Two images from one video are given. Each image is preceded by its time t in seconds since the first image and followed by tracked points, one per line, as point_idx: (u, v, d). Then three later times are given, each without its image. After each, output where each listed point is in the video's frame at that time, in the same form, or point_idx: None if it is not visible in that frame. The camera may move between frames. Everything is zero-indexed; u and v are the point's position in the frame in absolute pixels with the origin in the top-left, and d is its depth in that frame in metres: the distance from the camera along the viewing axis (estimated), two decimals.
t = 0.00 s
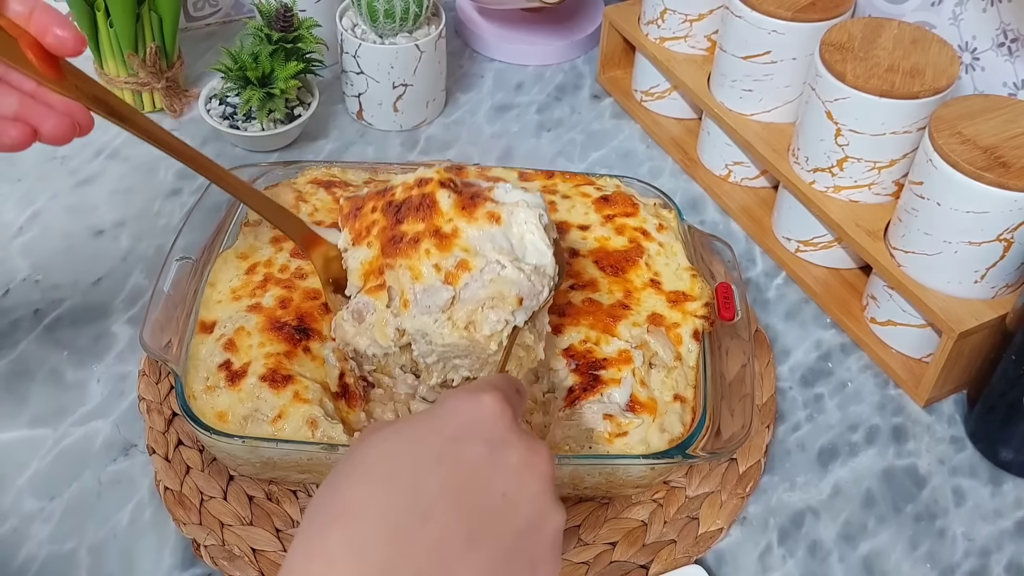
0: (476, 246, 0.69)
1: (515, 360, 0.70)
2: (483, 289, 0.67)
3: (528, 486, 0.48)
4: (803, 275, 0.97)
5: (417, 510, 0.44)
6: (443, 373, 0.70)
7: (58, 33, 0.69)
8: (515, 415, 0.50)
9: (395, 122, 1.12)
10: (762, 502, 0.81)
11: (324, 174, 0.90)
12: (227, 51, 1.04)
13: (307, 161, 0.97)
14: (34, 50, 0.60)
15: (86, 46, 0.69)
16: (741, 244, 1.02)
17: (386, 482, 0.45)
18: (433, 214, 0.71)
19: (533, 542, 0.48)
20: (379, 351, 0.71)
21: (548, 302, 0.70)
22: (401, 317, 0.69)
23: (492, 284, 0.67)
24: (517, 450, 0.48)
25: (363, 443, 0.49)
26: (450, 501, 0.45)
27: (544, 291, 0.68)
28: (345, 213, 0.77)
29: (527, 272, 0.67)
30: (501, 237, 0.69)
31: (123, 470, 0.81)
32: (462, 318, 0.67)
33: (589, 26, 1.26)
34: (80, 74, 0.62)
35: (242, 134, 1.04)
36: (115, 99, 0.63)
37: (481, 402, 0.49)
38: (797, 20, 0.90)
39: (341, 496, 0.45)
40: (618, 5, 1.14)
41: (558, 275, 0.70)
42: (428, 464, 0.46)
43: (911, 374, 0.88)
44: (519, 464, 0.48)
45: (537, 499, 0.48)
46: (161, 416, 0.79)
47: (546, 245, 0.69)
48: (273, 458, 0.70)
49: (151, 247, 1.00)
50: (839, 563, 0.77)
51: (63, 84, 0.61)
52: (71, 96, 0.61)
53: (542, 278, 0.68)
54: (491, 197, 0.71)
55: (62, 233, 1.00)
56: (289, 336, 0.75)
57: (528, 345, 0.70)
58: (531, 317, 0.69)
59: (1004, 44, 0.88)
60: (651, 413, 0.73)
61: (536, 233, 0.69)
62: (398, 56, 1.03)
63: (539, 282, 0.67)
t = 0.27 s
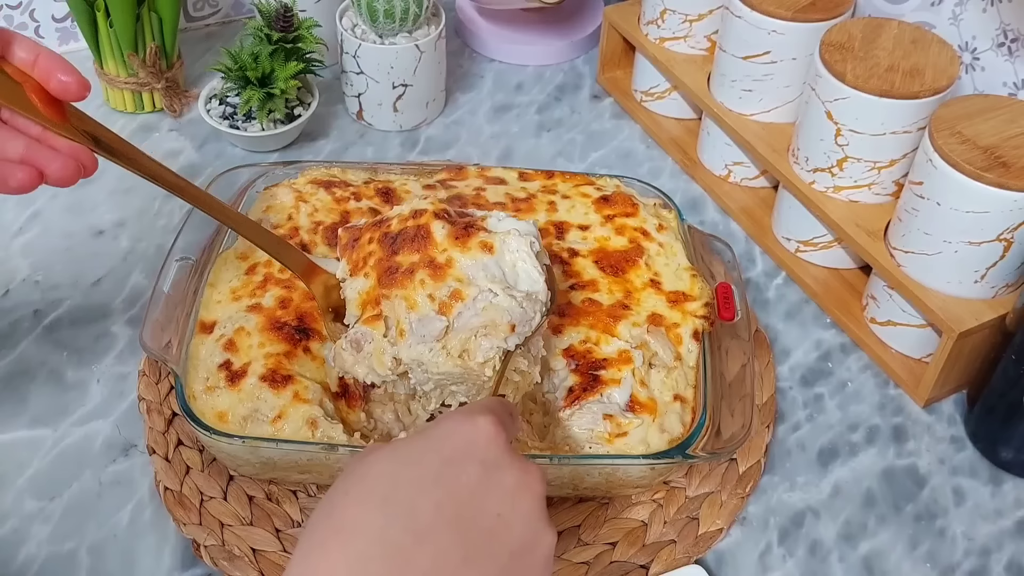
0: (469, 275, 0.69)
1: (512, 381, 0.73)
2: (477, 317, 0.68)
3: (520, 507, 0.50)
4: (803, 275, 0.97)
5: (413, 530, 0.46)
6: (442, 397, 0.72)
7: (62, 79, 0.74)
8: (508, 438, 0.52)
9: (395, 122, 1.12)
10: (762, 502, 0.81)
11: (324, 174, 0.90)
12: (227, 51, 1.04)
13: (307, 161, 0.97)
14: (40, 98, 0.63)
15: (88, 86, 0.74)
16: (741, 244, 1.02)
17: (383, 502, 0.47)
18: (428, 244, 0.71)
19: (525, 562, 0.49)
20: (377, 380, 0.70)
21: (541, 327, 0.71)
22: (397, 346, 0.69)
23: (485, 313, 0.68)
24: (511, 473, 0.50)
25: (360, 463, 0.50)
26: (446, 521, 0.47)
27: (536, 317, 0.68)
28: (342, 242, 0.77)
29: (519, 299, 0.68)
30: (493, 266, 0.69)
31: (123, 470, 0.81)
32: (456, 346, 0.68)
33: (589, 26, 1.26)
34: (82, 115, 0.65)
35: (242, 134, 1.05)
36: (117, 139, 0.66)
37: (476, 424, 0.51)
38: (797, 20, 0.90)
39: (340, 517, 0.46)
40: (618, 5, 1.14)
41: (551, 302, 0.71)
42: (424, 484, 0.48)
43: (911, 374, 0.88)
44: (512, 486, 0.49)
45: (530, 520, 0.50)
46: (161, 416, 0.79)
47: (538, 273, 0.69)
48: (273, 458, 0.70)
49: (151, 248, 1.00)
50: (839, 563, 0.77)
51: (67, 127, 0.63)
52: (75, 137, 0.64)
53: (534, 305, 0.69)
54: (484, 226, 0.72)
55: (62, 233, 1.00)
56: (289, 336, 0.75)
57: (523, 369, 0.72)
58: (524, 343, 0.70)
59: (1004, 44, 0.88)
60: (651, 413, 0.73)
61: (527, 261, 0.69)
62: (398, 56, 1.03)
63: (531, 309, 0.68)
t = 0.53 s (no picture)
0: (463, 276, 0.69)
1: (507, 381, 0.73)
2: (470, 318, 0.68)
3: (517, 527, 0.50)
4: (803, 275, 0.97)
5: (416, 549, 0.46)
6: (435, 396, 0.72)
7: (56, 80, 0.75)
8: (508, 456, 0.52)
9: (395, 122, 1.12)
10: (762, 502, 0.81)
11: (324, 173, 0.90)
12: (227, 51, 1.04)
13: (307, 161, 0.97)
14: (35, 98, 0.63)
15: (83, 87, 0.75)
16: (741, 244, 1.02)
17: (386, 519, 0.46)
18: (422, 244, 0.71)
19: None
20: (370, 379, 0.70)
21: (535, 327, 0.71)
22: (390, 346, 0.69)
23: (478, 314, 0.68)
24: (510, 493, 0.51)
25: (361, 475, 0.49)
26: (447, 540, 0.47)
27: (529, 319, 0.69)
28: (337, 240, 0.77)
29: (513, 301, 0.68)
30: (488, 267, 0.69)
31: (123, 470, 0.81)
32: (450, 346, 0.68)
33: (589, 26, 1.26)
34: (79, 118, 0.65)
35: (242, 134, 1.05)
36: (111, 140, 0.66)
37: (480, 442, 0.51)
38: (797, 20, 0.90)
39: (341, 529, 0.46)
40: (618, 5, 1.14)
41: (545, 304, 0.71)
42: (427, 502, 0.48)
43: (911, 374, 0.88)
44: (512, 506, 0.50)
45: (525, 540, 0.51)
46: (161, 416, 0.79)
47: (532, 274, 0.69)
48: (273, 458, 0.70)
49: (151, 247, 1.00)
50: (839, 563, 0.77)
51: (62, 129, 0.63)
52: (71, 140, 0.64)
53: (527, 307, 0.69)
54: (479, 226, 0.72)
55: (62, 233, 1.01)
56: (289, 336, 0.75)
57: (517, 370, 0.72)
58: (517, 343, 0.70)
59: (1004, 44, 0.88)
60: (651, 413, 0.73)
61: (522, 263, 0.69)
62: (398, 56, 1.03)
63: (525, 311, 0.69)
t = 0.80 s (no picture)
0: (458, 280, 0.70)
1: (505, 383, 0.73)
2: (465, 322, 0.68)
3: (518, 548, 0.50)
4: (803, 275, 0.97)
5: (418, 564, 0.46)
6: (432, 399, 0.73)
7: (54, 92, 0.75)
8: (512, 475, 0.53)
9: (396, 122, 1.12)
10: (762, 502, 0.81)
11: (324, 174, 0.90)
12: (227, 51, 1.03)
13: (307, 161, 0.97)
14: (34, 110, 0.63)
15: (80, 98, 0.75)
16: (741, 244, 1.02)
17: (391, 531, 0.46)
18: (417, 250, 0.71)
19: None
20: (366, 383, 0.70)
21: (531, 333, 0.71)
22: (385, 350, 0.69)
23: (473, 317, 0.68)
24: (513, 513, 0.51)
25: (366, 483, 0.49)
26: (450, 557, 0.47)
27: (523, 324, 0.69)
28: (335, 248, 0.78)
29: (507, 306, 0.68)
30: (482, 271, 0.69)
31: (123, 470, 0.81)
32: (444, 350, 0.68)
33: (589, 26, 1.26)
34: (77, 130, 0.66)
35: (242, 134, 1.05)
36: (109, 151, 0.66)
37: (486, 460, 0.51)
38: (797, 20, 0.90)
39: (344, 541, 0.46)
40: (618, 5, 1.14)
41: (539, 311, 0.72)
42: (432, 517, 0.48)
43: (911, 374, 0.88)
44: (514, 527, 0.50)
45: (525, 562, 0.51)
46: (162, 416, 0.79)
47: (527, 279, 0.69)
48: (273, 458, 0.70)
49: (151, 247, 1.00)
50: (839, 563, 0.77)
51: (60, 139, 0.64)
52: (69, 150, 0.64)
53: (522, 312, 0.69)
54: (473, 232, 0.72)
55: (63, 233, 1.01)
56: (289, 336, 0.75)
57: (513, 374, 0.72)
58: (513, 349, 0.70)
59: (1004, 44, 0.88)
60: (651, 413, 0.73)
61: (517, 267, 0.69)
62: (398, 56, 1.03)
63: (519, 316, 0.69)
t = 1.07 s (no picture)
0: (463, 279, 0.70)
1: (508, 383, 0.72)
2: (470, 319, 0.68)
3: None
4: (803, 275, 0.97)
5: None
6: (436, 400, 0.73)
7: (59, 102, 0.75)
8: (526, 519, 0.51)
9: (396, 122, 1.12)
10: (762, 502, 0.81)
11: (324, 174, 0.90)
12: (227, 51, 1.04)
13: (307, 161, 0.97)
14: (39, 120, 0.63)
15: (85, 108, 0.75)
16: (741, 245, 1.02)
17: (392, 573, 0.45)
18: (421, 250, 0.72)
19: None
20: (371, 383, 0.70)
21: (536, 333, 0.71)
22: (391, 348, 0.69)
23: (478, 315, 0.68)
24: (520, 562, 0.49)
25: (378, 509, 0.48)
26: None
27: (528, 322, 0.69)
28: (340, 253, 0.77)
29: (513, 303, 0.69)
30: (487, 270, 0.70)
31: (123, 470, 0.81)
32: (450, 346, 0.68)
33: (590, 27, 1.26)
34: (82, 140, 0.65)
35: (242, 134, 1.05)
36: (113, 160, 0.66)
37: (501, 507, 0.49)
38: (797, 20, 0.90)
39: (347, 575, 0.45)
40: (618, 5, 1.14)
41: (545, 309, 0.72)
42: (437, 561, 0.46)
43: (911, 374, 0.88)
44: None
45: None
46: (162, 416, 0.79)
47: (532, 278, 0.70)
48: (273, 458, 0.70)
49: (151, 247, 1.00)
50: (839, 563, 0.77)
51: (65, 148, 0.64)
52: (75, 158, 0.64)
53: (527, 310, 0.69)
54: (477, 233, 0.73)
55: (63, 233, 1.01)
56: (289, 336, 0.75)
57: (516, 374, 0.71)
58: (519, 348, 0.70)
59: (1004, 44, 0.88)
60: (651, 413, 0.73)
61: (522, 267, 0.70)
62: (398, 56, 1.03)
63: (524, 314, 0.69)
